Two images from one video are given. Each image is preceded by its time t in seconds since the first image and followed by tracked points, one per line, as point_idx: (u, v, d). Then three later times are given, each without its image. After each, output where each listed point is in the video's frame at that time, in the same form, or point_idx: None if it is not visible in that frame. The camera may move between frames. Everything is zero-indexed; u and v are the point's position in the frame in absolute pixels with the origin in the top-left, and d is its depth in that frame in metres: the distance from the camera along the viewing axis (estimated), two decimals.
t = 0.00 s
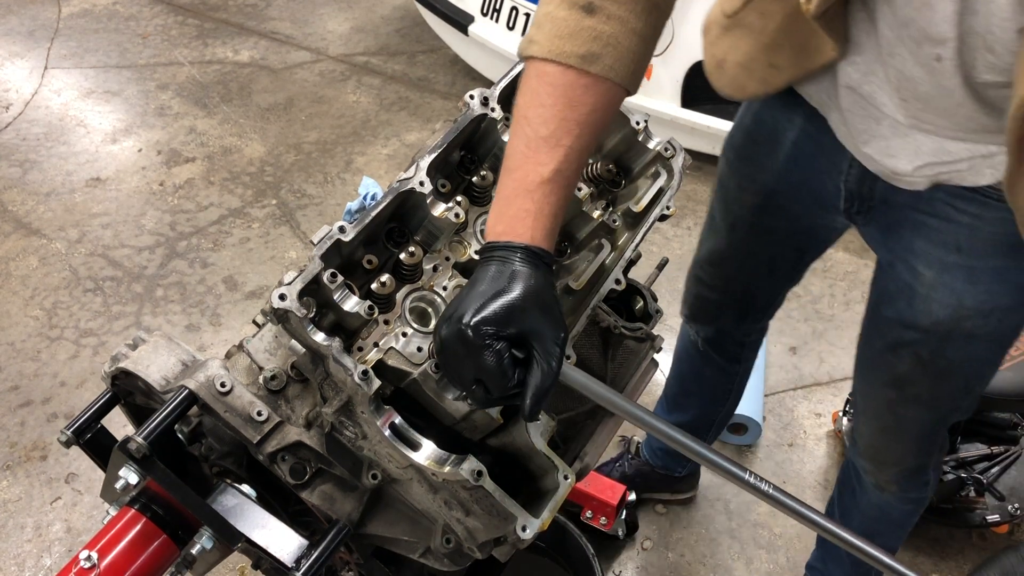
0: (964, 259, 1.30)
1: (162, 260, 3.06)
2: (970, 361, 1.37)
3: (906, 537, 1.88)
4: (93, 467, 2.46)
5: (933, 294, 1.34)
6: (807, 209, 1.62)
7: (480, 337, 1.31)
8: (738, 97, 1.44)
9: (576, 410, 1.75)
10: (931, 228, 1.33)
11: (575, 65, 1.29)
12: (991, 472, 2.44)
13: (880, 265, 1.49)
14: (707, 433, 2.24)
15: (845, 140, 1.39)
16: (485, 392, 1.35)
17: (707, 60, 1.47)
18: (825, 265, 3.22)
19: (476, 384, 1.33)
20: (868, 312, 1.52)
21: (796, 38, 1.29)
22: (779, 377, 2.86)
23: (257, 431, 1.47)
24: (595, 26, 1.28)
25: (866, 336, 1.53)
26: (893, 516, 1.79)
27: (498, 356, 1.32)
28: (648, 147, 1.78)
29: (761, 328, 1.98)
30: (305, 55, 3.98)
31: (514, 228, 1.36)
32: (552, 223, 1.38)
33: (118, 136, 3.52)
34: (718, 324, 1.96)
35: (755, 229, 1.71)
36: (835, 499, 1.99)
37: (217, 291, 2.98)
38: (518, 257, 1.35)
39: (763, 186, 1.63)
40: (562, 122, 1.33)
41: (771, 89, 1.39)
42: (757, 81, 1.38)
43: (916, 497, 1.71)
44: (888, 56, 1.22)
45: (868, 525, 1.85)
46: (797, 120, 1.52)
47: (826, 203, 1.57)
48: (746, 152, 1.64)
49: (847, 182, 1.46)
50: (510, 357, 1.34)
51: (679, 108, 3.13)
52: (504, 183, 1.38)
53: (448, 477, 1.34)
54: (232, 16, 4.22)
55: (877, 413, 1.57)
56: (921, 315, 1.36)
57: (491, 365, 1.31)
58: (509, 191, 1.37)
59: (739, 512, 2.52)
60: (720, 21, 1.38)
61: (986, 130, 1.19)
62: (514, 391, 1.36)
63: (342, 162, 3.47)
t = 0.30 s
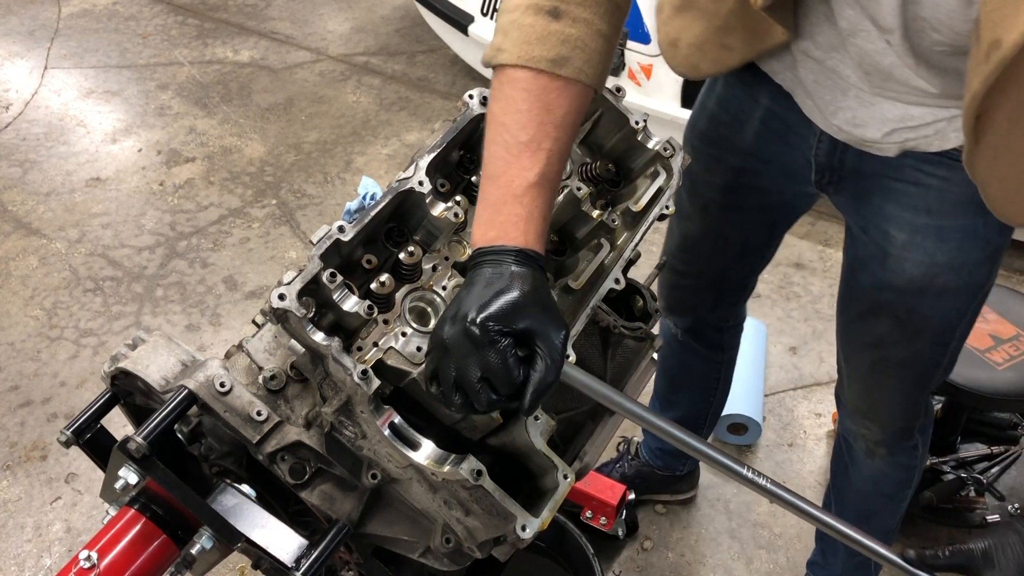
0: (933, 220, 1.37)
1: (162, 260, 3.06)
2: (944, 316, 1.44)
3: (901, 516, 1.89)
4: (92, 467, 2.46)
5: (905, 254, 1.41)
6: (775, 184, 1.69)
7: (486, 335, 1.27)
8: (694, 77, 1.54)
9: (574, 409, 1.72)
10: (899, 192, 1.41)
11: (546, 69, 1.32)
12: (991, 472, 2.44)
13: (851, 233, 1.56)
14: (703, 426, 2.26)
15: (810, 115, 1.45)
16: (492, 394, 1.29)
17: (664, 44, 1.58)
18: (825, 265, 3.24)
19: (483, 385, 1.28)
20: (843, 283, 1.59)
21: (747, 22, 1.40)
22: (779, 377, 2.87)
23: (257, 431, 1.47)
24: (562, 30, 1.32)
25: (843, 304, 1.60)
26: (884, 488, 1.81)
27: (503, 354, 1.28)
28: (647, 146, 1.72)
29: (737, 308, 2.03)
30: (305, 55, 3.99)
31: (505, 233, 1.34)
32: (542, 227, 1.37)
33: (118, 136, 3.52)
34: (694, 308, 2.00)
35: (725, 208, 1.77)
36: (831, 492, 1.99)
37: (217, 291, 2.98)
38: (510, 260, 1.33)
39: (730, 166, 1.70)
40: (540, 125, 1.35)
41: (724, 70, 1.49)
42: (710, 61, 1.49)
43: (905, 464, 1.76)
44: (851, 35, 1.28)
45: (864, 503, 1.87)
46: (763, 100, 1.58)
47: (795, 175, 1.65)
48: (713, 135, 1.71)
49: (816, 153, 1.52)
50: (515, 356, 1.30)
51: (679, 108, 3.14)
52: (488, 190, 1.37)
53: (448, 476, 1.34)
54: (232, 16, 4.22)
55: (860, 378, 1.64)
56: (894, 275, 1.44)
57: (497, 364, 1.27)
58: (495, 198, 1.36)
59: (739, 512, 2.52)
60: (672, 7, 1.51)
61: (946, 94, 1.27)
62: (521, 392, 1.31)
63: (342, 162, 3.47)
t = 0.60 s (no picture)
0: (917, 208, 1.44)
1: (162, 260, 3.06)
2: (927, 305, 1.51)
3: (899, 512, 1.89)
4: (92, 467, 2.46)
5: (889, 244, 1.48)
6: (753, 180, 1.72)
7: (484, 333, 1.26)
8: (660, 73, 1.54)
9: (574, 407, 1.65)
10: (882, 182, 1.47)
11: (532, 66, 1.34)
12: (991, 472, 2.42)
13: (833, 227, 1.63)
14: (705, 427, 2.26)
15: (790, 109, 1.51)
16: (492, 393, 1.26)
17: (634, 38, 1.58)
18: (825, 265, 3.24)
19: (483, 386, 1.26)
20: (829, 278, 1.66)
21: (717, 18, 1.44)
22: (779, 377, 2.87)
23: (257, 430, 1.46)
24: (546, 27, 1.34)
25: (828, 299, 1.67)
26: (878, 483, 1.81)
27: (502, 352, 1.26)
28: (647, 146, 1.67)
29: (718, 308, 2.02)
30: (305, 55, 3.98)
31: (500, 231, 1.34)
32: (534, 225, 1.38)
33: (118, 136, 3.52)
34: (669, 307, 2.00)
35: (703, 206, 1.80)
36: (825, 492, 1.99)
37: (217, 291, 2.98)
38: (507, 258, 1.32)
39: (709, 163, 1.74)
40: (529, 122, 1.37)
41: (690, 66, 1.51)
42: (677, 56, 1.50)
43: (898, 457, 1.76)
44: (830, 26, 1.32)
45: (860, 497, 1.86)
46: (743, 96, 1.62)
47: (774, 171, 1.68)
48: (692, 133, 1.75)
49: (797, 149, 1.57)
50: (515, 353, 1.29)
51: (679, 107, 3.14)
52: (481, 190, 1.38)
53: (448, 475, 1.33)
54: (232, 16, 4.22)
55: (850, 369, 1.67)
56: (879, 265, 1.51)
57: (496, 361, 1.25)
58: (488, 197, 1.36)
59: (739, 512, 2.52)
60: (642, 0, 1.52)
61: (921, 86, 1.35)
62: (522, 389, 1.29)
63: (342, 162, 3.47)
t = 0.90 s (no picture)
0: (917, 208, 1.44)
1: (162, 260, 3.06)
2: (930, 307, 1.51)
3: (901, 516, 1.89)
4: (92, 467, 2.46)
5: (890, 244, 1.48)
6: (751, 183, 1.72)
7: (486, 333, 1.26)
8: (661, 78, 1.56)
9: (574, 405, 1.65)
10: (882, 182, 1.47)
11: (528, 61, 1.34)
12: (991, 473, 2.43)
13: (831, 229, 1.63)
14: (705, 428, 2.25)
15: (790, 113, 1.52)
16: (495, 393, 1.26)
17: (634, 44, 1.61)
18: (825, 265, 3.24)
19: (487, 386, 1.25)
20: (828, 281, 1.66)
21: (715, 22, 1.46)
22: (779, 377, 2.87)
23: (258, 429, 1.46)
24: (541, 23, 1.34)
25: (828, 303, 1.67)
26: (881, 489, 1.81)
27: (504, 351, 1.26)
28: (646, 144, 1.66)
29: (712, 308, 2.02)
30: (305, 55, 3.98)
31: (501, 228, 1.34)
32: (533, 222, 1.38)
33: (118, 136, 3.52)
34: (665, 308, 2.00)
35: (701, 208, 1.80)
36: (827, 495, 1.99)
37: (217, 291, 2.98)
38: (508, 257, 1.32)
39: (708, 164, 1.74)
40: (526, 119, 1.37)
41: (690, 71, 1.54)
42: (677, 61, 1.52)
43: (901, 463, 1.76)
44: (828, 27, 1.33)
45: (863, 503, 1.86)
46: (743, 97, 1.62)
47: (773, 173, 1.68)
48: (691, 134, 1.75)
49: (796, 150, 1.58)
50: (517, 352, 1.28)
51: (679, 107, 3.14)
52: (480, 189, 1.38)
53: (449, 473, 1.33)
54: (232, 16, 4.22)
55: (851, 373, 1.67)
56: (880, 266, 1.51)
57: (499, 361, 1.25)
58: (487, 196, 1.36)
59: (739, 512, 2.52)
60: (643, 7, 1.56)
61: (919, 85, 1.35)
62: (525, 388, 1.28)
63: (342, 162, 3.47)
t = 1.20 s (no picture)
0: (919, 208, 1.44)
1: (162, 260, 3.06)
2: (931, 308, 1.50)
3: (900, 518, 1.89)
4: (92, 467, 2.46)
5: (892, 245, 1.48)
6: (752, 184, 1.72)
7: (482, 326, 1.25)
8: (672, 83, 1.59)
9: (570, 399, 1.60)
10: (883, 182, 1.47)
11: (523, 60, 1.35)
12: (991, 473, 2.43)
13: (833, 230, 1.63)
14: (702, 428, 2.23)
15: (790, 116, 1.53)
16: (492, 385, 1.25)
17: (645, 50, 1.64)
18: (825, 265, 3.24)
19: (484, 378, 1.25)
20: (829, 284, 1.66)
21: (722, 27, 1.48)
22: (779, 377, 2.87)
23: (256, 427, 1.46)
24: (535, 22, 1.35)
25: (829, 305, 1.67)
26: (880, 493, 1.80)
27: (501, 343, 1.25)
28: (638, 138, 1.63)
29: (711, 309, 2.02)
30: (305, 55, 3.98)
31: (498, 224, 1.34)
32: (533, 218, 1.37)
33: (118, 136, 3.52)
34: (664, 308, 1.99)
35: (701, 207, 1.80)
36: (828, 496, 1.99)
37: (217, 291, 2.98)
38: (506, 250, 1.32)
39: (710, 164, 1.73)
40: (522, 115, 1.37)
41: (700, 75, 1.55)
42: (687, 65, 1.54)
43: (900, 468, 1.76)
44: (827, 33, 1.36)
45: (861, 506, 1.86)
46: (745, 98, 1.63)
47: (774, 173, 1.67)
48: (691, 135, 1.75)
49: (798, 150, 1.57)
50: (515, 344, 1.27)
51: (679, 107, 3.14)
52: (479, 185, 1.38)
53: (449, 467, 1.33)
54: (232, 16, 4.22)
55: (852, 374, 1.66)
56: (882, 267, 1.51)
57: (496, 353, 1.24)
58: (484, 192, 1.37)
59: (739, 512, 2.52)
60: (654, 13, 1.58)
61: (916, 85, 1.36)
62: (523, 380, 1.27)
63: (342, 162, 3.47)
